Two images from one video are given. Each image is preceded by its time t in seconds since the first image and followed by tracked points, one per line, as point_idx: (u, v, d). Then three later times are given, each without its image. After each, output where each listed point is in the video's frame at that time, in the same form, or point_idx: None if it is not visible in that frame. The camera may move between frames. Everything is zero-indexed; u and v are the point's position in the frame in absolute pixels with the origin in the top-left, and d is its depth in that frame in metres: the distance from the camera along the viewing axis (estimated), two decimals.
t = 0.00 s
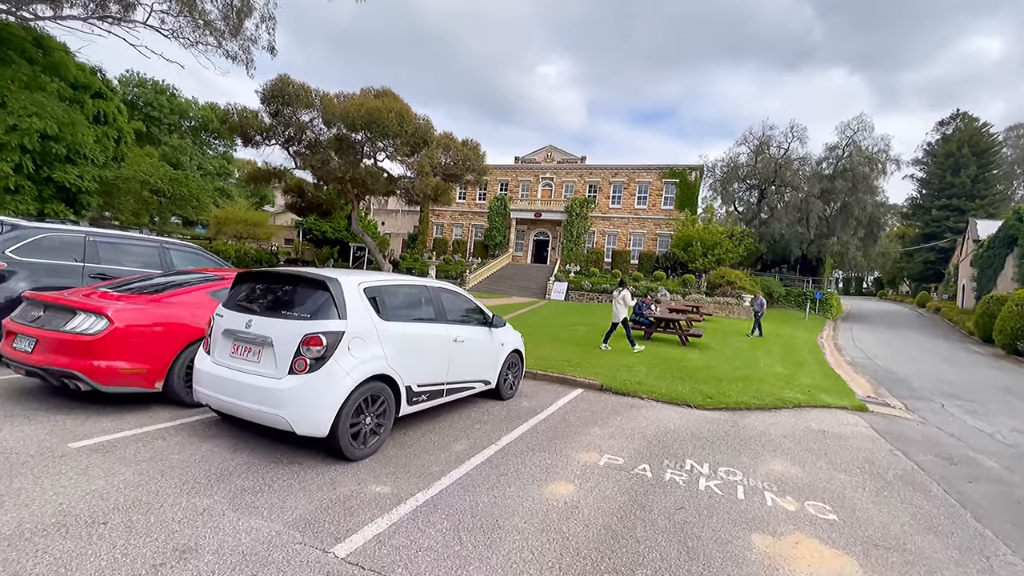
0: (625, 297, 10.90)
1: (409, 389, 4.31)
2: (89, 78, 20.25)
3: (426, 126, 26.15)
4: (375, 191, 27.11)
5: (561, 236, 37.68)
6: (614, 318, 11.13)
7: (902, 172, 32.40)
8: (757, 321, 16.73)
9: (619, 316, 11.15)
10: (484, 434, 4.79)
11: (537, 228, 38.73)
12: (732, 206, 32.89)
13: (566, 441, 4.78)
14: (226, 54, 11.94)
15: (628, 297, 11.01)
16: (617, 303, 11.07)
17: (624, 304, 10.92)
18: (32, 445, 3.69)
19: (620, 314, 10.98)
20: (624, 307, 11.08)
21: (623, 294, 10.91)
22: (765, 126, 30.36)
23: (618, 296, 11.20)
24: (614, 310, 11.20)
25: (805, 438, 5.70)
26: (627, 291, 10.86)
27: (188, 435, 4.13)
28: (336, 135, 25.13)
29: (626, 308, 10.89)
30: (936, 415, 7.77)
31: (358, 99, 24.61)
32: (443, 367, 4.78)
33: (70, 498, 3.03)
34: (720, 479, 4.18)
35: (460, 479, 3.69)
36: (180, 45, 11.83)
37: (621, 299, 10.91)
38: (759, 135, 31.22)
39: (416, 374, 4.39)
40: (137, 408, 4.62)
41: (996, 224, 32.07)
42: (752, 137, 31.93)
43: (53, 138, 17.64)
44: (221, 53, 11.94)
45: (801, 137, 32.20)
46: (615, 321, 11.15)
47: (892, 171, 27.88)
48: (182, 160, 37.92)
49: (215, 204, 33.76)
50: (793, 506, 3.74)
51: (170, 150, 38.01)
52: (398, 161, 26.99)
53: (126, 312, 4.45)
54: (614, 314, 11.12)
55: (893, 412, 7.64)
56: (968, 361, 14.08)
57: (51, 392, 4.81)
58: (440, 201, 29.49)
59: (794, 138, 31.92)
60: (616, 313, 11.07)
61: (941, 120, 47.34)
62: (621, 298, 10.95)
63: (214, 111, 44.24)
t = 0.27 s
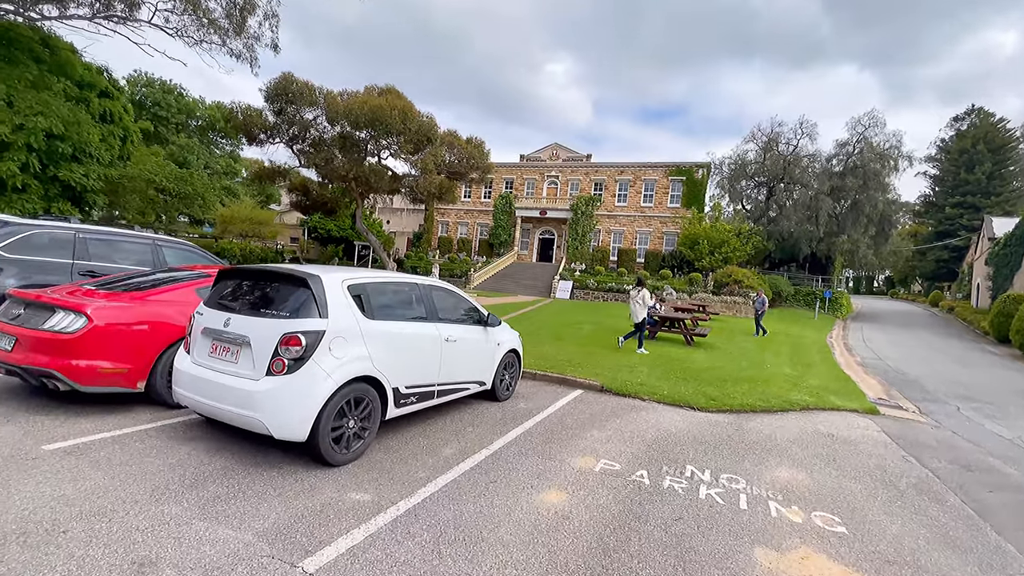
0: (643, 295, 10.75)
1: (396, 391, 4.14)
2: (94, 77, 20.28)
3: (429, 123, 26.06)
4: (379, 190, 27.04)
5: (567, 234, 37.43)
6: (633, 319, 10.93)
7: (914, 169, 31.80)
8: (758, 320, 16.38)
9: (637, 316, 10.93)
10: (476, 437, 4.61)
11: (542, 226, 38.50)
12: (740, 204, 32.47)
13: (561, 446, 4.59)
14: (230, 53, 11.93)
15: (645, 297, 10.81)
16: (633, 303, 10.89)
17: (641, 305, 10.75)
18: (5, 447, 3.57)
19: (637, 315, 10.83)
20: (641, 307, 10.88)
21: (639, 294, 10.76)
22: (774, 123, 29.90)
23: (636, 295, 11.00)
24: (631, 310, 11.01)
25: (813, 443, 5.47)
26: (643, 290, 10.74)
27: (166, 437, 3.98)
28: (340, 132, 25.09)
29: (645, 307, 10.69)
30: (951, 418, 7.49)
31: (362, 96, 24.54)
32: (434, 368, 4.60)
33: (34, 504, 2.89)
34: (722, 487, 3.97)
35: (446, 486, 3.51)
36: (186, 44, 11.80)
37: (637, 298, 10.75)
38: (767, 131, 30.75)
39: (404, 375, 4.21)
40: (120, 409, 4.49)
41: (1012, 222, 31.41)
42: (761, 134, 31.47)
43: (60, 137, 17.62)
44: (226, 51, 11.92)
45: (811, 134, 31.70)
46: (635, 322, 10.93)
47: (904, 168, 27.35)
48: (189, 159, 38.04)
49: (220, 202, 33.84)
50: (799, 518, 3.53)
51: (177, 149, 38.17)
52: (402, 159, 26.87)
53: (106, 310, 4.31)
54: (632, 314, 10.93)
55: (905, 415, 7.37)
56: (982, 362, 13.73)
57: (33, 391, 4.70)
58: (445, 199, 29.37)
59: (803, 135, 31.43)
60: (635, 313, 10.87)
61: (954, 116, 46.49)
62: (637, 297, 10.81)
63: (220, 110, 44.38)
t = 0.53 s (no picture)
0: (658, 294, 10.61)
1: (381, 393, 3.98)
2: (99, 77, 20.25)
3: (432, 120, 25.97)
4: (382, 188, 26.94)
5: (571, 233, 37.19)
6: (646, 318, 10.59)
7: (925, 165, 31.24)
8: (758, 318, 16.09)
9: (651, 317, 10.59)
10: (467, 442, 4.43)
11: (547, 225, 38.27)
12: (747, 202, 32.06)
13: (555, 451, 4.40)
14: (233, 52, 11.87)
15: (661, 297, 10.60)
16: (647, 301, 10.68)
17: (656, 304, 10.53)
18: None
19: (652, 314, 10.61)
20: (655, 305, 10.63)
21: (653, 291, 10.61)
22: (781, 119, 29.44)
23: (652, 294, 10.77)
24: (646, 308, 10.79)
25: (820, 448, 5.25)
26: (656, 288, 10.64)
27: (143, 441, 3.83)
28: (343, 131, 25.00)
29: (660, 305, 10.45)
30: (966, 422, 7.22)
31: (364, 95, 24.46)
32: (423, 370, 4.45)
33: None
34: (722, 496, 3.78)
35: (429, 495, 3.34)
36: (189, 44, 11.75)
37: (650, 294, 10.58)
38: (775, 127, 30.28)
39: (390, 377, 4.06)
40: (100, 411, 4.35)
41: None
42: (768, 131, 31.01)
43: (65, 138, 17.51)
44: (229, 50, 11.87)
45: (819, 130, 31.19)
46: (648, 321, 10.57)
47: (915, 164, 26.85)
48: (195, 159, 38.14)
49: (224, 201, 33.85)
50: (804, 531, 3.32)
51: (183, 149, 38.29)
52: (405, 157, 26.75)
53: (85, 309, 4.18)
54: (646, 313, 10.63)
55: (917, 418, 7.11)
56: (997, 362, 13.38)
57: (12, 393, 4.57)
58: (449, 198, 29.22)
59: (812, 131, 30.95)
60: (649, 311, 10.58)
61: (967, 111, 45.66)
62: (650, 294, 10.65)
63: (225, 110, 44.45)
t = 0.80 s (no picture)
0: (671, 293, 10.28)
1: (360, 395, 3.84)
2: (102, 77, 20.22)
3: (433, 119, 25.88)
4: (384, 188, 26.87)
5: (575, 232, 36.97)
6: (661, 320, 10.45)
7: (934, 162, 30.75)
8: (754, 317, 15.85)
9: (666, 316, 10.43)
10: (452, 444, 4.29)
11: (550, 224, 38.06)
12: (752, 200, 31.70)
13: (544, 454, 4.24)
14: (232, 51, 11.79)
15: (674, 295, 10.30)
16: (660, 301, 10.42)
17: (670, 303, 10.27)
18: None
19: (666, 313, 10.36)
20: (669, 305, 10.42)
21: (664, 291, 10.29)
22: (787, 115, 29.06)
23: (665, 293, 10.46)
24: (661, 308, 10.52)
25: (822, 451, 5.06)
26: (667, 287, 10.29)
27: (116, 442, 3.70)
28: (345, 130, 24.93)
29: (674, 305, 10.20)
30: (975, 423, 7.01)
31: (366, 94, 24.39)
32: (407, 370, 4.31)
33: None
34: (715, 502, 3.61)
35: (407, 501, 3.19)
36: (188, 43, 11.69)
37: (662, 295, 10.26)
38: (781, 124, 29.89)
39: (370, 378, 3.92)
40: (75, 411, 4.23)
41: None
42: (774, 127, 30.62)
43: (68, 138, 17.31)
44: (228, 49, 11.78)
45: (826, 127, 30.79)
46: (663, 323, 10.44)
47: (924, 161, 26.42)
48: (200, 160, 38.19)
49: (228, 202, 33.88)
50: (802, 540, 3.15)
51: (188, 150, 38.34)
52: (407, 156, 26.69)
53: (61, 308, 4.05)
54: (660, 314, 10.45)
55: (924, 419, 6.90)
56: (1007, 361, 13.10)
57: None
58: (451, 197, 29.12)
59: (818, 128, 30.56)
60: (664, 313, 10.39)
61: (976, 107, 45.03)
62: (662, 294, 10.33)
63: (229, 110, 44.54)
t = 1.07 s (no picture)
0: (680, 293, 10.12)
1: (339, 400, 3.70)
2: (103, 79, 20.34)
3: (434, 119, 25.80)
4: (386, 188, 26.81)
5: (578, 231, 36.76)
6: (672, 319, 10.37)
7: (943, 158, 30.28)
8: (752, 315, 15.63)
9: (677, 316, 10.35)
10: (436, 451, 4.14)
11: (553, 224, 37.87)
12: (757, 198, 31.41)
13: (530, 461, 4.08)
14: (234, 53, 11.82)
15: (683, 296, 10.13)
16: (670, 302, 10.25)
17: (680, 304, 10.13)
18: None
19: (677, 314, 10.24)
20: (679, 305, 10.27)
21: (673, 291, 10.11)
22: (792, 113, 28.73)
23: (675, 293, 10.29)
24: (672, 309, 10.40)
25: (822, 456, 4.88)
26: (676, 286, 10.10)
27: (84, 450, 3.59)
28: (346, 131, 24.88)
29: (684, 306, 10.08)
30: (983, 426, 6.77)
31: (367, 94, 24.34)
32: (390, 374, 4.16)
33: None
34: (707, 513, 3.44)
35: (379, 513, 3.04)
36: (191, 45, 11.71)
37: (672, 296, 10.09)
38: (785, 122, 29.56)
39: (350, 382, 3.78)
40: (50, 417, 4.13)
41: None
42: (778, 125, 30.30)
43: (66, 139, 17.51)
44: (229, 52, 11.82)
45: (831, 124, 30.43)
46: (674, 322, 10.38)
47: (931, 158, 26.01)
48: (203, 162, 38.33)
49: (230, 204, 33.94)
50: (796, 554, 2.97)
51: (191, 152, 38.50)
52: (408, 157, 26.63)
53: (31, 312, 3.95)
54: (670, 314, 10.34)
55: (930, 422, 6.66)
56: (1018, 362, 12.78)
57: None
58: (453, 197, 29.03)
59: (823, 126, 30.21)
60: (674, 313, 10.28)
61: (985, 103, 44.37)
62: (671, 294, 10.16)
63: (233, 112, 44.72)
